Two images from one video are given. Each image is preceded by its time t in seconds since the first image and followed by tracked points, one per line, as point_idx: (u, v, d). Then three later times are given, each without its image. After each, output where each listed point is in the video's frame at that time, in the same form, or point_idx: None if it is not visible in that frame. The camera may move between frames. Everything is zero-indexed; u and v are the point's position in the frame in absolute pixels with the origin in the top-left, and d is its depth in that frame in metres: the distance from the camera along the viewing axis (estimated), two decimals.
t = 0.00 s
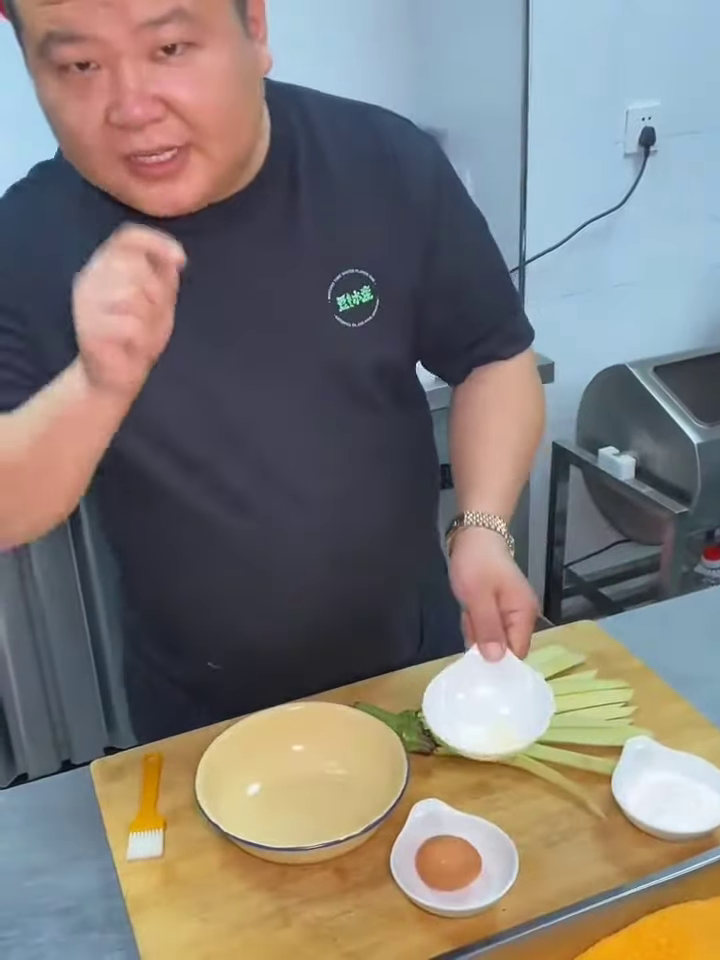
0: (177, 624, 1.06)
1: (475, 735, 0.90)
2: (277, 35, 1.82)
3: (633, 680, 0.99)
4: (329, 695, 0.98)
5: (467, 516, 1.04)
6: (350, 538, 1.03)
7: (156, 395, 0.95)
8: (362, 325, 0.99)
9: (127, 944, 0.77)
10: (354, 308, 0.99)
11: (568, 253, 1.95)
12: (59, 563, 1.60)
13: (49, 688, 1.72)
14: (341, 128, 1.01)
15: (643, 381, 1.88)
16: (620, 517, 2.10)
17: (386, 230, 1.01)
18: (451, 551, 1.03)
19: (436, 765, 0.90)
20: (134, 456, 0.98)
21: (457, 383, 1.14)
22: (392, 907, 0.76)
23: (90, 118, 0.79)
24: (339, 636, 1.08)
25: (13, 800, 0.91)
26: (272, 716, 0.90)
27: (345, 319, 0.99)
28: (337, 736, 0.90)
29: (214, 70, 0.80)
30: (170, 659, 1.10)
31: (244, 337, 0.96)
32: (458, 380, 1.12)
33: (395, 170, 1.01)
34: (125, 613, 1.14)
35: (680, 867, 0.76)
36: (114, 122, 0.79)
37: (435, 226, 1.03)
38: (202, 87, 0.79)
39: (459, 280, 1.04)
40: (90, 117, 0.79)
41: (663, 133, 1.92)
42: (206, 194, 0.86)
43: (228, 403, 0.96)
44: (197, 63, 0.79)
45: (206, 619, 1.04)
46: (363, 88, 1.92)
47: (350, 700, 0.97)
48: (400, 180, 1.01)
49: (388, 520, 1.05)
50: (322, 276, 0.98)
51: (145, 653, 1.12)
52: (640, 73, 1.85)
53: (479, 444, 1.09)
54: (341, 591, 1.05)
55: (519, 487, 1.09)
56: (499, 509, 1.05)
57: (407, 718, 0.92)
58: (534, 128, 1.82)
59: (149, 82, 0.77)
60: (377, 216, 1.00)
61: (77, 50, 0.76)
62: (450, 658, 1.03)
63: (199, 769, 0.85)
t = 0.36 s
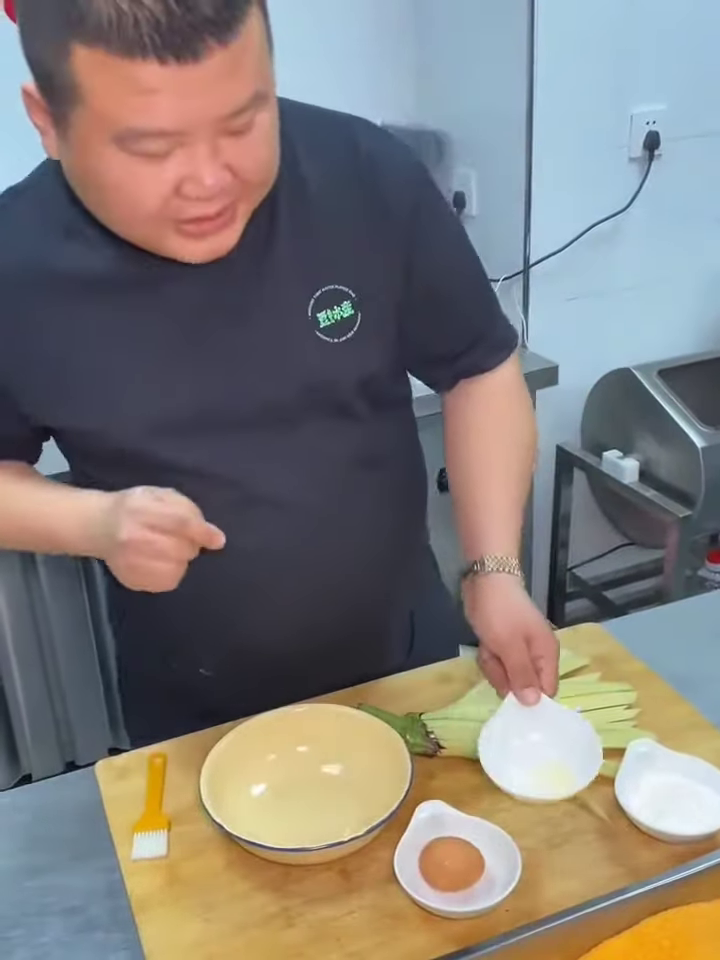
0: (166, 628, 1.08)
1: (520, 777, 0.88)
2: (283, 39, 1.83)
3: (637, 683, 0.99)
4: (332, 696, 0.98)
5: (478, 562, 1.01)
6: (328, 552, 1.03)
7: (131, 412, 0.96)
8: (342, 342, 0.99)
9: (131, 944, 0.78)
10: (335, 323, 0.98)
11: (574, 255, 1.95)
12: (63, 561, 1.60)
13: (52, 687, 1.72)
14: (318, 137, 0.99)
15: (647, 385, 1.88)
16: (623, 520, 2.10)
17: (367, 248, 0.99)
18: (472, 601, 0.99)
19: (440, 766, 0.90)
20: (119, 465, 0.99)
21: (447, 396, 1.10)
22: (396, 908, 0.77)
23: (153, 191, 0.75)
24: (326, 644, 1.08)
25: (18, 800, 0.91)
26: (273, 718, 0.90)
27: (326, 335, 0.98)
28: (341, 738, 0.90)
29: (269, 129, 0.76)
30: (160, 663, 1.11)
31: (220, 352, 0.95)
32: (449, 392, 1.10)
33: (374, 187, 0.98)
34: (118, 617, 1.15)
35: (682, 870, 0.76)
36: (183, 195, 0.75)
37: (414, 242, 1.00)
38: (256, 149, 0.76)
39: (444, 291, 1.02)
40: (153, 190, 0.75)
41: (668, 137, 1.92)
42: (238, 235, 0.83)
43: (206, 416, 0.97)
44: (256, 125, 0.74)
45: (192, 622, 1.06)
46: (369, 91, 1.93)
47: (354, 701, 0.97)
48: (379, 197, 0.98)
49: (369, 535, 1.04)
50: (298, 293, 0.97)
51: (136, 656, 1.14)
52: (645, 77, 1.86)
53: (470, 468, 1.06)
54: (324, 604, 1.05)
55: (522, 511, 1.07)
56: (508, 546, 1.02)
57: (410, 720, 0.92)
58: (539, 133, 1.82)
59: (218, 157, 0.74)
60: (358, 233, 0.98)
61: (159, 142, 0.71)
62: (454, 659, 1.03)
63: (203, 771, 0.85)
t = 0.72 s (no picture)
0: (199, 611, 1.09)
1: (558, 820, 0.85)
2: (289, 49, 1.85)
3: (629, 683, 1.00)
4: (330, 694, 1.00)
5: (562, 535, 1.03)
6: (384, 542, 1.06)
7: (215, 400, 0.95)
8: (430, 344, 1.02)
9: (130, 933, 0.79)
10: (426, 326, 1.01)
11: (573, 266, 1.97)
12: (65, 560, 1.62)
13: (53, 686, 1.73)
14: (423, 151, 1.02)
15: (646, 395, 1.90)
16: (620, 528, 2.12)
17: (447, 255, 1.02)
18: (560, 570, 1.01)
19: (436, 762, 0.91)
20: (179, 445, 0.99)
21: (506, 418, 1.14)
22: (390, 899, 0.78)
23: (278, 168, 0.79)
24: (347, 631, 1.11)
25: (19, 791, 0.93)
26: (271, 714, 0.92)
27: (418, 336, 1.01)
28: (338, 734, 0.91)
29: (397, 122, 0.80)
30: (181, 643, 1.12)
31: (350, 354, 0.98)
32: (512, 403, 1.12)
33: (463, 196, 1.02)
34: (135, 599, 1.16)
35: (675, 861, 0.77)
36: (301, 174, 0.80)
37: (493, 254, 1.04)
38: (378, 139, 0.80)
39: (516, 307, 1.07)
40: (278, 166, 0.79)
41: (668, 151, 1.95)
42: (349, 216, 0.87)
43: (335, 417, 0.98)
44: (384, 117, 0.79)
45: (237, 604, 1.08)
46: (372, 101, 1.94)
47: (351, 698, 0.99)
48: (464, 207, 1.02)
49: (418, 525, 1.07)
50: (399, 294, 1.00)
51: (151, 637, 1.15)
52: (646, 89, 1.88)
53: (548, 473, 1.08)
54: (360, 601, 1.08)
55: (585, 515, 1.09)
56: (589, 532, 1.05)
57: (406, 717, 0.93)
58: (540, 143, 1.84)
59: (341, 141, 0.78)
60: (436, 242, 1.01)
61: (287, 121, 0.76)
62: (450, 658, 1.05)
63: (203, 766, 0.87)
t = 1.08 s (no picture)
0: (208, 616, 1.09)
1: (557, 819, 0.85)
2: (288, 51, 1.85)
3: (628, 684, 1.01)
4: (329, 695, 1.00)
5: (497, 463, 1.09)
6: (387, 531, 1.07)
7: (222, 393, 0.96)
8: (424, 331, 1.04)
9: (129, 934, 0.79)
10: (419, 313, 1.04)
11: (571, 268, 1.97)
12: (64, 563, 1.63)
13: (53, 689, 1.73)
14: (407, 144, 1.05)
15: (647, 399, 1.90)
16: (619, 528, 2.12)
17: (443, 247, 1.06)
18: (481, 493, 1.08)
19: (433, 762, 0.92)
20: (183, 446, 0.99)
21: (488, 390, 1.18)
22: (388, 900, 0.78)
23: (238, 140, 0.80)
24: (355, 630, 1.12)
25: (18, 793, 0.93)
26: (269, 714, 0.92)
27: (412, 322, 1.03)
28: (337, 735, 0.92)
29: (355, 99, 0.82)
30: (191, 649, 1.13)
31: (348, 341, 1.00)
32: (495, 379, 1.17)
33: (460, 191, 1.06)
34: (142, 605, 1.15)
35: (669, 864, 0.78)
36: (260, 147, 0.81)
37: (489, 248, 1.09)
38: (339, 116, 0.82)
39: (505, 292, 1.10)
40: (237, 139, 0.80)
41: (666, 152, 1.95)
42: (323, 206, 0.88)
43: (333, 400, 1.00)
44: (340, 92, 0.81)
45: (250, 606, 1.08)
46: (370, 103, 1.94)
47: (350, 699, 0.99)
48: (459, 200, 1.06)
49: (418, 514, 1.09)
50: (392, 282, 1.02)
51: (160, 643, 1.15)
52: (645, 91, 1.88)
53: (509, 424, 1.13)
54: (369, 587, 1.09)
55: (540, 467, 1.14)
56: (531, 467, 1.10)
57: (404, 717, 0.93)
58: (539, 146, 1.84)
59: (299, 110, 0.80)
60: (435, 232, 1.05)
61: (233, 79, 0.77)
62: (449, 659, 1.05)
63: (200, 766, 0.87)
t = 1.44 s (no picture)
0: (201, 619, 1.10)
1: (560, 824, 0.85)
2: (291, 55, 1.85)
3: (631, 688, 1.00)
4: (332, 698, 0.99)
5: (465, 457, 1.09)
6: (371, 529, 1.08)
7: (193, 391, 0.99)
8: (407, 332, 1.06)
9: (132, 938, 0.79)
10: (401, 313, 1.06)
11: (573, 273, 1.97)
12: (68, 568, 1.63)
13: (56, 694, 1.73)
14: (393, 149, 1.08)
15: (651, 402, 1.90)
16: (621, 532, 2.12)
17: (429, 247, 1.08)
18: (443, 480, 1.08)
19: (437, 766, 0.91)
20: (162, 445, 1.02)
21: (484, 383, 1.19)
22: (392, 904, 0.78)
23: (170, 85, 0.87)
24: (354, 632, 1.12)
25: (21, 796, 0.93)
26: (273, 715, 0.92)
27: (392, 322, 1.05)
28: (340, 738, 0.92)
29: (290, 46, 0.88)
30: (188, 653, 1.13)
31: (323, 339, 1.03)
32: (488, 381, 1.19)
33: (447, 191, 1.08)
34: (142, 607, 1.16)
35: (674, 868, 0.78)
36: (191, 89, 0.87)
37: (478, 247, 1.10)
38: (273, 58, 0.88)
39: (494, 295, 1.12)
40: (170, 84, 0.87)
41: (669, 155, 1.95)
42: (271, 170, 0.93)
43: (306, 396, 1.02)
44: (275, 37, 0.88)
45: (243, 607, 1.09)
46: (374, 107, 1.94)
47: (353, 702, 0.99)
48: (447, 198, 1.08)
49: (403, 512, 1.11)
50: (373, 281, 1.05)
51: (159, 646, 1.15)
52: (649, 94, 1.88)
53: (492, 422, 1.14)
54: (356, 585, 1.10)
55: (519, 468, 1.13)
56: (498, 463, 1.10)
57: (407, 719, 0.93)
58: (542, 149, 1.84)
59: (231, 52, 0.87)
60: (419, 232, 1.07)
61: (163, 17, 0.86)
62: (452, 663, 1.05)
63: (203, 769, 0.87)
